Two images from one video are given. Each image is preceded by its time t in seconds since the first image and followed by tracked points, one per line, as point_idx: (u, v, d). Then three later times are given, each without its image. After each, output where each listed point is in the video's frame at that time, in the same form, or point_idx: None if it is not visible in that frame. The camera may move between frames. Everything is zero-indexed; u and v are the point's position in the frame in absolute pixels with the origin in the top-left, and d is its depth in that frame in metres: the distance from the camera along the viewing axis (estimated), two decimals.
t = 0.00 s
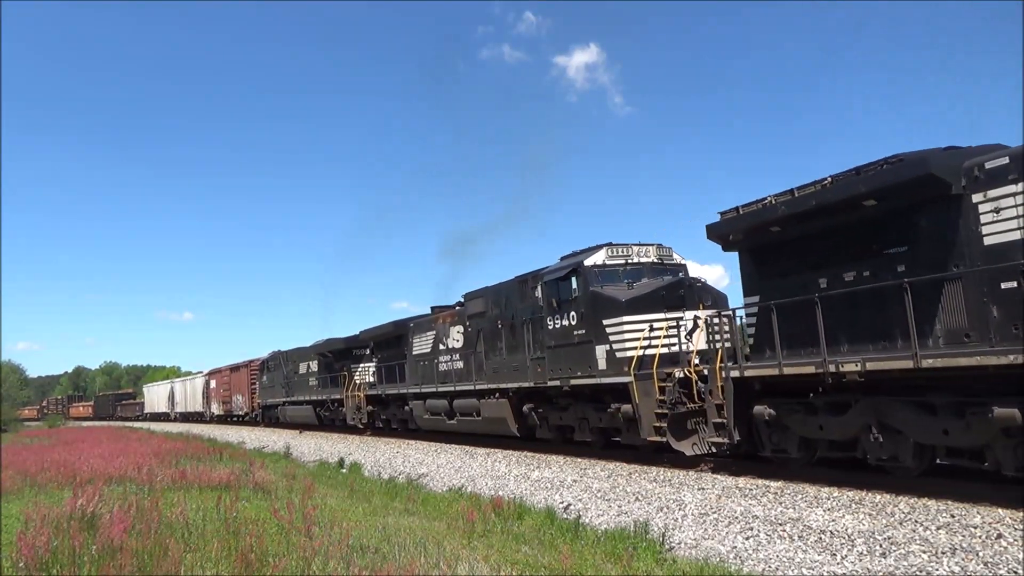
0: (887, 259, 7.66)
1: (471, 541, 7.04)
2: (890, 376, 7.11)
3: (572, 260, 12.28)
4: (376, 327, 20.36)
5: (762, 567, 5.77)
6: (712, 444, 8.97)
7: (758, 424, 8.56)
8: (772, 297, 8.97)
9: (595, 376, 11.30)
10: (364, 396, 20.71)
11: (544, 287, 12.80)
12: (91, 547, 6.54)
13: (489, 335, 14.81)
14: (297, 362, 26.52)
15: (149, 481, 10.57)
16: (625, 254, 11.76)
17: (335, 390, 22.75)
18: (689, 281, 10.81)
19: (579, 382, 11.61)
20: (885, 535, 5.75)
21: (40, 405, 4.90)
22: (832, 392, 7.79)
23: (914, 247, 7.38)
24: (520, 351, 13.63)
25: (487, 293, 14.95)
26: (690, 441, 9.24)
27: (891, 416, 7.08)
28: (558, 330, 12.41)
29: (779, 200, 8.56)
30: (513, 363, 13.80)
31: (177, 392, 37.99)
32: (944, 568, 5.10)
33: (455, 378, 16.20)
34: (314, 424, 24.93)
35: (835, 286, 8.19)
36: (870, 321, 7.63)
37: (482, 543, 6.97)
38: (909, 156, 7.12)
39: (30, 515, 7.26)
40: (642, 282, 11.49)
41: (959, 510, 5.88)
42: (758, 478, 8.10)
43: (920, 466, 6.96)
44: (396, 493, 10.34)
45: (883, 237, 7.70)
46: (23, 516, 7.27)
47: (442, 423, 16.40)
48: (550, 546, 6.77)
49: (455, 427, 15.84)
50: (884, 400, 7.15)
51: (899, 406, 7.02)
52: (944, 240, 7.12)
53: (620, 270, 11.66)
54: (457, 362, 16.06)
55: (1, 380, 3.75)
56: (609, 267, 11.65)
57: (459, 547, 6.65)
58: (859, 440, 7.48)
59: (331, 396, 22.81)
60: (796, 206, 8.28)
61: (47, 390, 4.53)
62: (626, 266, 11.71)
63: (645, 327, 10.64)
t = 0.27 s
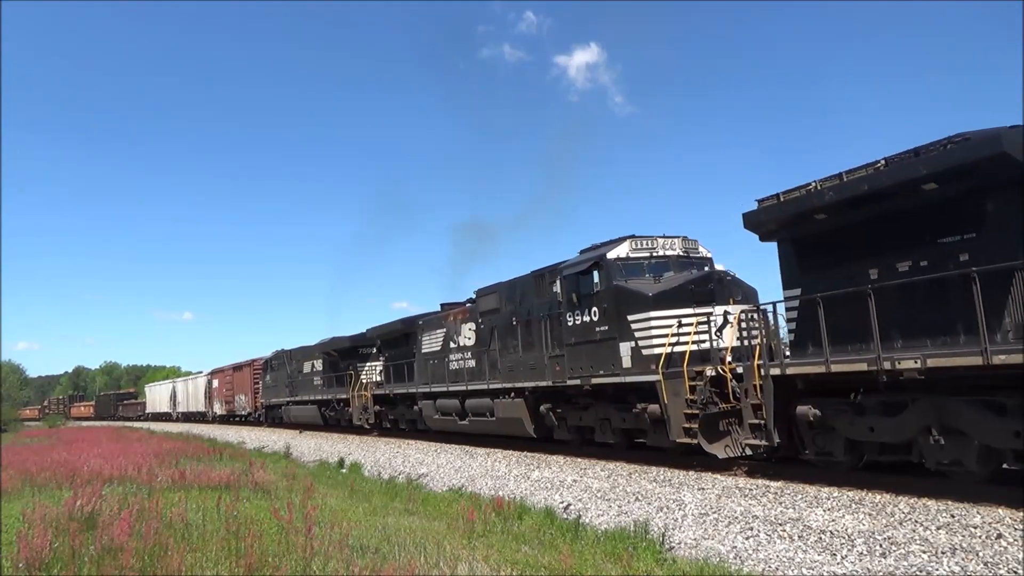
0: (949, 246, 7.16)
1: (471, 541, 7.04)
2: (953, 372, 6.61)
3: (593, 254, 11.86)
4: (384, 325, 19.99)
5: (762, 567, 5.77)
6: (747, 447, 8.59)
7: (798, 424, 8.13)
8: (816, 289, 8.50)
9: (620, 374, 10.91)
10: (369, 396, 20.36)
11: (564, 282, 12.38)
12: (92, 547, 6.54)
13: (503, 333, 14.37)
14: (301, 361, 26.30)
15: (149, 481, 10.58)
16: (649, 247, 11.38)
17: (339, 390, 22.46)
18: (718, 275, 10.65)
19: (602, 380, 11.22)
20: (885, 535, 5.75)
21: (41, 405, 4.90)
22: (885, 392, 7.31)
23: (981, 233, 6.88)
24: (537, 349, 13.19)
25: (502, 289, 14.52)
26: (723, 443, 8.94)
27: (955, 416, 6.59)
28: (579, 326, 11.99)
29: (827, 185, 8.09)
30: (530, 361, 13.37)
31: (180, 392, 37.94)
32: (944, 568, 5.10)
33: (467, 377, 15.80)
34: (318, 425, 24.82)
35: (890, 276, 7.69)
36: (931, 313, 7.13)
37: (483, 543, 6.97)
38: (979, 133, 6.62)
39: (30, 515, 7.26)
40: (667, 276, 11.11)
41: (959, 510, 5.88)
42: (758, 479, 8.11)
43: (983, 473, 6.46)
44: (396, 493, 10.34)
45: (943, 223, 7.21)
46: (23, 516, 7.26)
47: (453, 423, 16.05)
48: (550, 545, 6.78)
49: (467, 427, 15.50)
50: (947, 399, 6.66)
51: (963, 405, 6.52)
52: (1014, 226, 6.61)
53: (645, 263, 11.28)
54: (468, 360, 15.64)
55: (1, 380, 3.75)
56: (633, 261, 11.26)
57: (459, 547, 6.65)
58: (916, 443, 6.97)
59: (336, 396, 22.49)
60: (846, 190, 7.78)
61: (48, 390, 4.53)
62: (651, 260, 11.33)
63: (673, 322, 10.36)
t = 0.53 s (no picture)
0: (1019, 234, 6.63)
1: (471, 541, 7.03)
2: None
3: (616, 245, 11.15)
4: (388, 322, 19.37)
5: (762, 567, 5.77)
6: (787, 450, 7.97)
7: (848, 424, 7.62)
8: (865, 282, 7.94)
9: (646, 373, 10.19)
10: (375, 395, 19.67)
11: (584, 276, 11.66)
12: (92, 547, 6.54)
13: (518, 331, 13.69)
14: (304, 360, 25.88)
15: (149, 481, 10.57)
16: (677, 239, 10.61)
17: (343, 389, 21.93)
18: (753, 266, 9.70)
19: (627, 379, 10.51)
20: (885, 535, 5.75)
21: (41, 405, 4.88)
22: (947, 391, 6.85)
23: None
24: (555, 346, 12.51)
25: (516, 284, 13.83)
26: (760, 446, 8.25)
27: None
28: (601, 322, 11.28)
29: (880, 169, 7.49)
30: (546, 359, 12.68)
31: (182, 391, 37.87)
32: (944, 568, 5.10)
33: (478, 376, 15.08)
34: (321, 425, 24.59)
35: (949, 267, 7.16)
36: (1000, 306, 6.61)
37: (482, 543, 6.96)
38: None
39: (29, 515, 7.25)
40: (697, 269, 10.35)
41: (960, 510, 5.88)
42: (757, 479, 8.11)
43: None
44: (396, 493, 10.34)
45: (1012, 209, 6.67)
46: (23, 516, 7.24)
47: (464, 424, 15.38)
48: (550, 545, 6.77)
49: (478, 428, 14.87)
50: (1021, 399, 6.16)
51: None
52: None
53: (672, 256, 10.53)
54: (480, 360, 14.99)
55: (1, 380, 3.75)
56: (659, 253, 10.51)
57: (459, 547, 6.65)
58: (983, 446, 6.50)
59: (341, 396, 21.85)
60: (904, 172, 7.22)
61: (48, 389, 4.52)
62: (678, 252, 10.56)
63: (704, 317, 9.51)
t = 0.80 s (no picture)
0: None
1: (471, 541, 7.04)
2: None
3: (641, 237, 10.67)
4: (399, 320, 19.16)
5: (762, 567, 5.77)
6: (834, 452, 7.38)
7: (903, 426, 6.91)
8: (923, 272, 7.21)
9: (675, 370, 9.73)
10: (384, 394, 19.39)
11: (608, 270, 11.19)
12: (92, 547, 6.54)
13: (539, 327, 13.24)
14: (309, 360, 25.65)
15: (149, 481, 10.58)
16: (707, 229, 10.16)
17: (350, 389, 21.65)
18: (790, 258, 9.24)
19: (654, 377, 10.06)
20: (885, 535, 5.76)
21: (40, 406, 4.88)
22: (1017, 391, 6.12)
23: None
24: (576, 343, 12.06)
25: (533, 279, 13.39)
26: (802, 449, 7.69)
27: None
28: (626, 318, 10.82)
29: (941, 148, 6.70)
30: (567, 356, 12.23)
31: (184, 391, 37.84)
32: (944, 568, 5.10)
33: (497, 374, 14.66)
34: (324, 425, 24.44)
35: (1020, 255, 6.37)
36: None
37: (482, 543, 6.96)
38: None
39: (29, 515, 7.25)
40: (729, 261, 9.88)
41: (959, 510, 5.88)
42: (757, 479, 8.11)
43: None
44: (395, 493, 10.34)
45: None
46: (22, 516, 7.24)
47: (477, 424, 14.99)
48: (550, 545, 6.77)
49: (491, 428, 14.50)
50: None
51: None
52: None
53: (702, 248, 10.08)
54: (496, 357, 14.61)
55: (1, 380, 3.75)
56: (689, 244, 10.05)
57: (458, 547, 6.65)
58: None
59: (347, 396, 21.54)
60: (969, 153, 6.39)
61: (48, 390, 4.52)
62: (709, 243, 10.11)
63: (739, 311, 9.07)
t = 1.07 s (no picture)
0: None
1: (471, 541, 7.04)
2: None
3: (670, 228, 10.20)
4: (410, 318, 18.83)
5: (762, 567, 5.77)
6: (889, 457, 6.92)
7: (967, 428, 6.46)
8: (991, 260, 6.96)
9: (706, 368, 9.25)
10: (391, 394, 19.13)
11: (634, 263, 10.73)
12: (92, 547, 6.55)
13: (558, 323, 12.79)
14: (314, 359, 25.46)
15: (149, 481, 10.58)
16: (741, 220, 9.70)
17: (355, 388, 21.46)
18: (834, 249, 8.65)
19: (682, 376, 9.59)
20: (886, 535, 5.76)
21: (40, 406, 4.88)
22: None
23: None
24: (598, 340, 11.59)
25: (553, 274, 12.95)
26: (849, 453, 7.32)
27: None
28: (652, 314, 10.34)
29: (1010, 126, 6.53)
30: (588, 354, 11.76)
31: (186, 391, 37.83)
32: (944, 568, 5.10)
33: (515, 373, 14.21)
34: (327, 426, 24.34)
35: None
36: None
37: (482, 543, 6.97)
38: None
39: (29, 515, 7.25)
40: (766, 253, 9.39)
41: (959, 510, 5.88)
42: (757, 479, 8.12)
43: None
44: (396, 493, 10.35)
45: None
46: (22, 516, 7.24)
47: (492, 424, 14.62)
48: (550, 545, 6.78)
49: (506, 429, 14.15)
50: None
51: None
52: None
53: (736, 238, 9.60)
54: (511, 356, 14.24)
55: (1, 380, 3.76)
56: (722, 235, 9.57)
57: (458, 547, 6.65)
58: None
59: (354, 396, 21.27)
60: None
61: (48, 390, 4.52)
62: (743, 234, 9.65)
63: (780, 305, 8.59)
